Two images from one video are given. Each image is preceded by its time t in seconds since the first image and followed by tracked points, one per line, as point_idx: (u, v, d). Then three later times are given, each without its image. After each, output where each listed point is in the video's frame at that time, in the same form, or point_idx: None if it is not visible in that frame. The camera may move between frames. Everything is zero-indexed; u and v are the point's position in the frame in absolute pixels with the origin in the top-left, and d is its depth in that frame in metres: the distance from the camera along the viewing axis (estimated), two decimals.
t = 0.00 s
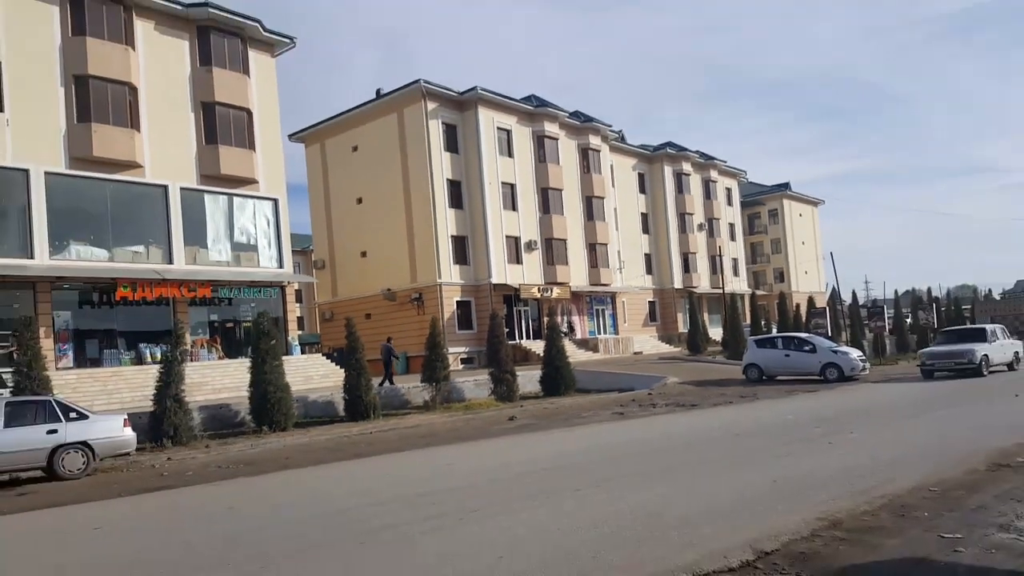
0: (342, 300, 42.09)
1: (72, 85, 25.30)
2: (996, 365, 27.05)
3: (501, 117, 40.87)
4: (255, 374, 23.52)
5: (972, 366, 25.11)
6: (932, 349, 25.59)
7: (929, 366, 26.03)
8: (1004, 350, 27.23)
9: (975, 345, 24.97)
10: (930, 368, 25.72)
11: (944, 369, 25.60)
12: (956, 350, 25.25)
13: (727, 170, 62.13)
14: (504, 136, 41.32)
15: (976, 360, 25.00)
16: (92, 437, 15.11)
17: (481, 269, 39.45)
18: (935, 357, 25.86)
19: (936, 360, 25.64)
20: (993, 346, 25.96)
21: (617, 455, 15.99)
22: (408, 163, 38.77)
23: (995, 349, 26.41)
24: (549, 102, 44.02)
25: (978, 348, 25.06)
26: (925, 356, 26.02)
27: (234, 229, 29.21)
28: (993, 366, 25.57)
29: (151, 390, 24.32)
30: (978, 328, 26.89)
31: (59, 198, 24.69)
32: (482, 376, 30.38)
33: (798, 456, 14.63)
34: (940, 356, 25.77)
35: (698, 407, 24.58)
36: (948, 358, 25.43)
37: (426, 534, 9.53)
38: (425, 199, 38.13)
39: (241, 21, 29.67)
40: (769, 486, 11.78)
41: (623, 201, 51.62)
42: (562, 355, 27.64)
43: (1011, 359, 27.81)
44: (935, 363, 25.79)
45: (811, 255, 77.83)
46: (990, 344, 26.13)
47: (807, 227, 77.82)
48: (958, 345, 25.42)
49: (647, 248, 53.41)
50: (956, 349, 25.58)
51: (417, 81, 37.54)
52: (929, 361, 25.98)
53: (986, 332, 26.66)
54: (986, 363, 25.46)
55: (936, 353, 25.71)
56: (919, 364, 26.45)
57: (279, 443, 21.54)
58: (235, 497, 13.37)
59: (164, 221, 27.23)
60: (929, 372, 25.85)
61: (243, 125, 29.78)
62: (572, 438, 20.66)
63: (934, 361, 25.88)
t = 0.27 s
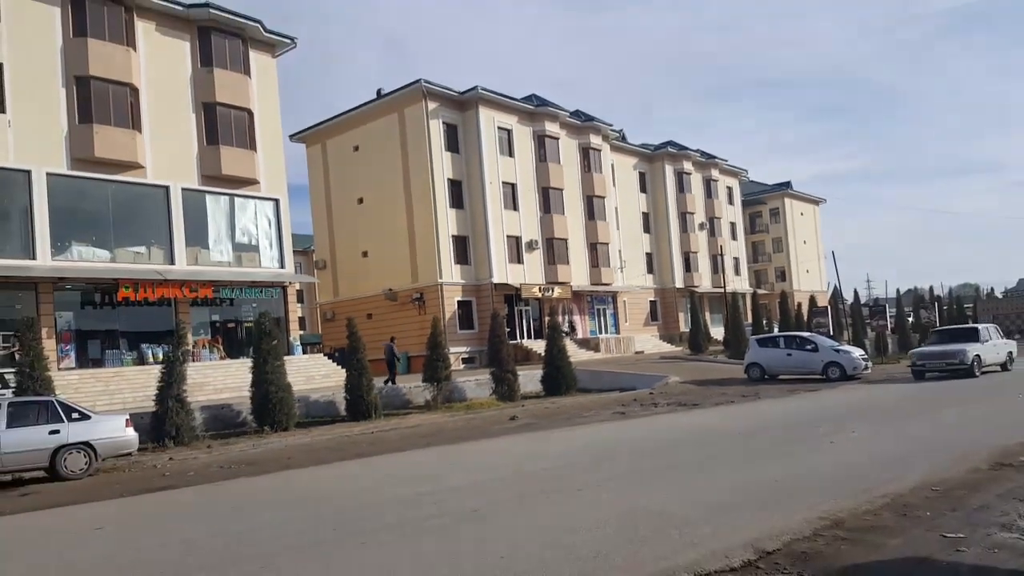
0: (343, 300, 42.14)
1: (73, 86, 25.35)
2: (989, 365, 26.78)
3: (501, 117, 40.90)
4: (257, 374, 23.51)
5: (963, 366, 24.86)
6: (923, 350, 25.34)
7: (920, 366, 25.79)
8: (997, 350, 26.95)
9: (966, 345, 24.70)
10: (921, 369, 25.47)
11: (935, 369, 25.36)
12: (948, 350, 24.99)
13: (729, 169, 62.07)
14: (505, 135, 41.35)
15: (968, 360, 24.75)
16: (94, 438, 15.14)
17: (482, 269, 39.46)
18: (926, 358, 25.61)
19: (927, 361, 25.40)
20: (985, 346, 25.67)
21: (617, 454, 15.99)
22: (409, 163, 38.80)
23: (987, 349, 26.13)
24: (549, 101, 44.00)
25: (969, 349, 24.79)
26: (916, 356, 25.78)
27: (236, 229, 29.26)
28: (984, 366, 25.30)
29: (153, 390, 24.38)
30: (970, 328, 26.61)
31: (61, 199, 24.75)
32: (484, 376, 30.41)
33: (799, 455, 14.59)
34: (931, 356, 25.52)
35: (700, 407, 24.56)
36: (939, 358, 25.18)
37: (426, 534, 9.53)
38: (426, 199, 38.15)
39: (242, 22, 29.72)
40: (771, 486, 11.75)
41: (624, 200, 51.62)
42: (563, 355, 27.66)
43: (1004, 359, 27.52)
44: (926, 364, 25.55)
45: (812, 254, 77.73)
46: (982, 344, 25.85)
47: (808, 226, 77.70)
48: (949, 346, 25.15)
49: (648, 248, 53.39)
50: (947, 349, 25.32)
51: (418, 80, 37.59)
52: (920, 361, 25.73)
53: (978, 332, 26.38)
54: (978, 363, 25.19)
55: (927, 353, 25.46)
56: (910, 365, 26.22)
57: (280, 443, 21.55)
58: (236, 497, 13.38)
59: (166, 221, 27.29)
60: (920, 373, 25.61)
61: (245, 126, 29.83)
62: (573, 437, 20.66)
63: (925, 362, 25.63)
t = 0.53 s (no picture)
0: (344, 300, 42.20)
1: (76, 86, 25.46)
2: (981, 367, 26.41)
3: (503, 117, 40.96)
4: (259, 374, 23.50)
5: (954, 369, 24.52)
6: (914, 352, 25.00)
7: (911, 369, 25.46)
8: (990, 352, 26.58)
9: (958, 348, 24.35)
10: (911, 371, 25.14)
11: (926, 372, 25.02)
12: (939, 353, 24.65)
13: (730, 169, 61.97)
14: (506, 135, 41.39)
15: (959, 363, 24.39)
16: (97, 437, 15.16)
17: (484, 269, 39.49)
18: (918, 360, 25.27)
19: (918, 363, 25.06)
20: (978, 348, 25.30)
21: (619, 454, 15.96)
22: (411, 163, 38.83)
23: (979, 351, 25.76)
24: (550, 101, 44.01)
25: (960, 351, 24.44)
26: (907, 359, 25.45)
27: (238, 229, 29.33)
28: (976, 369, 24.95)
29: (155, 390, 24.44)
30: (962, 330, 26.23)
31: (63, 199, 24.83)
32: (485, 376, 30.42)
33: (802, 456, 14.54)
34: (922, 358, 25.17)
35: (702, 407, 24.52)
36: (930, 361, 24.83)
37: (428, 534, 9.54)
38: (428, 199, 38.18)
39: (244, 23, 29.79)
40: (774, 486, 11.72)
41: (625, 200, 51.57)
42: (564, 354, 27.67)
43: (997, 361, 27.16)
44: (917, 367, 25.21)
45: (814, 253, 77.59)
46: (974, 346, 25.48)
47: (810, 226, 77.58)
48: (940, 348, 24.81)
49: (650, 248, 53.39)
50: (938, 351, 24.99)
51: (420, 81, 37.65)
52: (911, 364, 25.40)
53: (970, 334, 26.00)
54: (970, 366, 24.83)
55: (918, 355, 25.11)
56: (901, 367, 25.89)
57: (282, 443, 21.57)
58: (237, 497, 13.39)
59: (169, 222, 27.37)
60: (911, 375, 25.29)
61: (247, 126, 29.89)
62: (574, 437, 20.64)
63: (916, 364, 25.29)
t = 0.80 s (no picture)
0: (347, 301, 42.33)
1: (81, 89, 25.64)
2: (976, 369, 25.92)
3: (505, 118, 41.05)
4: (262, 374, 23.56)
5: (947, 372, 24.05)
6: (906, 355, 24.53)
7: (903, 372, 25.00)
8: (985, 354, 26.09)
9: (951, 350, 23.87)
10: (904, 374, 24.67)
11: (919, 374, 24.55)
12: (932, 355, 24.17)
13: (734, 169, 61.84)
14: (508, 136, 41.45)
15: (953, 366, 23.92)
16: (101, 437, 15.24)
17: (487, 270, 39.53)
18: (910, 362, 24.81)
19: (911, 365, 24.59)
20: (972, 350, 24.81)
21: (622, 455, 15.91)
22: (414, 164, 38.91)
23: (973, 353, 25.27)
24: (552, 102, 44.03)
25: (953, 353, 23.96)
26: (899, 361, 24.98)
27: (242, 230, 29.48)
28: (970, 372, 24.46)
29: (159, 390, 24.58)
30: (956, 332, 25.76)
31: (68, 201, 25.01)
32: (487, 377, 30.47)
33: (806, 457, 14.47)
34: (915, 360, 24.71)
35: (705, 408, 24.46)
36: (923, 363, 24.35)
37: (430, 535, 9.53)
38: (430, 200, 38.25)
39: (247, 25, 29.97)
40: (777, 487, 11.66)
41: (628, 201, 51.52)
42: (567, 355, 27.71)
43: (993, 363, 26.66)
44: (909, 369, 24.75)
45: (818, 253, 77.33)
46: (969, 348, 25.00)
47: (814, 226, 77.36)
48: (933, 350, 24.34)
49: (653, 248, 53.32)
50: (931, 353, 24.52)
51: (422, 82, 37.77)
52: (903, 366, 24.93)
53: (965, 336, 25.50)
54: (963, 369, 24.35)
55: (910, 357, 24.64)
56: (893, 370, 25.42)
57: (285, 443, 21.64)
58: (240, 497, 13.42)
59: (173, 224, 27.54)
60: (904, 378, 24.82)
61: (250, 128, 30.06)
62: (577, 438, 20.61)
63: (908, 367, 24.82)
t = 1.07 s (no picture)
0: (351, 302, 42.50)
1: (87, 91, 25.86)
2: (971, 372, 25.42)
3: (508, 119, 41.11)
4: (266, 375, 23.66)
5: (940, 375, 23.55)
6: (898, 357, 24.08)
7: (895, 374, 24.57)
8: (981, 356, 25.59)
9: (944, 352, 23.40)
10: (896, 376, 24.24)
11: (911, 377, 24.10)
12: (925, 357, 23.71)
13: (737, 169, 61.75)
14: (511, 137, 41.51)
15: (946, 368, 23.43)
16: (108, 438, 15.35)
17: (490, 271, 39.60)
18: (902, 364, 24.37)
19: (902, 368, 24.16)
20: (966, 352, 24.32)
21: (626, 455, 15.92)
22: (417, 166, 39.03)
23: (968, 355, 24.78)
24: (555, 103, 44.09)
25: (946, 355, 23.48)
26: (892, 363, 24.54)
27: (247, 232, 29.66)
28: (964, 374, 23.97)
29: (165, 391, 24.75)
30: (950, 332, 25.27)
31: (74, 203, 25.21)
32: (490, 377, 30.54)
33: (811, 458, 14.43)
34: (907, 363, 24.25)
35: (710, 408, 24.45)
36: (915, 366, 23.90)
37: (434, 535, 9.56)
38: (434, 201, 38.35)
39: (252, 27, 30.13)
40: (782, 488, 11.63)
41: (631, 201, 51.52)
42: (570, 355, 27.81)
43: (989, 365, 26.13)
44: (901, 371, 24.31)
45: (822, 254, 77.11)
46: (962, 350, 24.51)
47: (818, 227, 77.10)
48: (926, 352, 23.86)
49: (656, 249, 53.30)
50: (923, 355, 24.05)
51: (426, 83, 37.88)
52: (895, 369, 24.52)
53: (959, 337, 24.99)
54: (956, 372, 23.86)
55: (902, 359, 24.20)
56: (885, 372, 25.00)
57: (290, 444, 21.75)
58: (245, 498, 13.49)
59: (178, 226, 27.72)
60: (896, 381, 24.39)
61: (255, 130, 30.20)
62: (580, 439, 20.64)
63: (900, 369, 24.38)
